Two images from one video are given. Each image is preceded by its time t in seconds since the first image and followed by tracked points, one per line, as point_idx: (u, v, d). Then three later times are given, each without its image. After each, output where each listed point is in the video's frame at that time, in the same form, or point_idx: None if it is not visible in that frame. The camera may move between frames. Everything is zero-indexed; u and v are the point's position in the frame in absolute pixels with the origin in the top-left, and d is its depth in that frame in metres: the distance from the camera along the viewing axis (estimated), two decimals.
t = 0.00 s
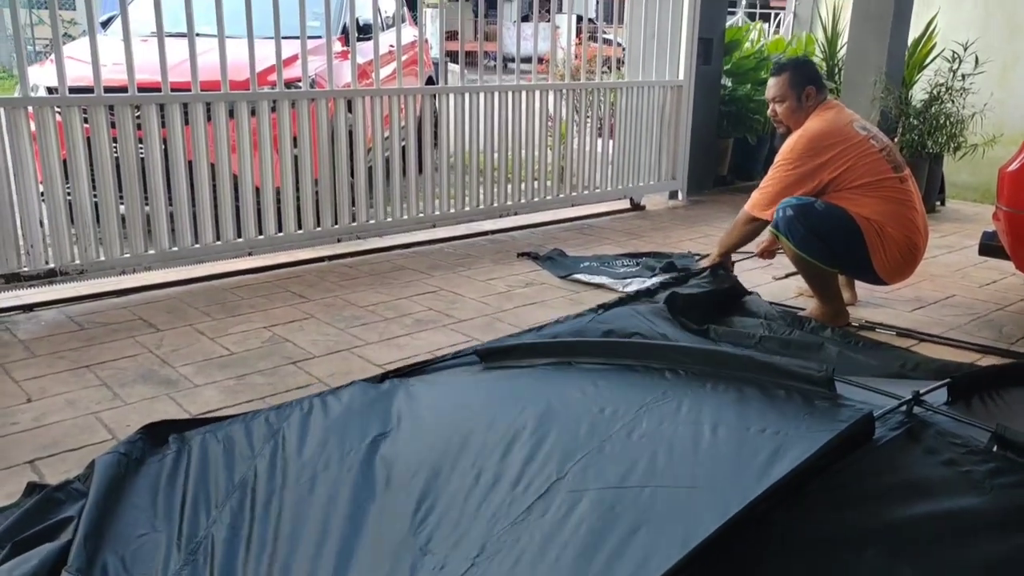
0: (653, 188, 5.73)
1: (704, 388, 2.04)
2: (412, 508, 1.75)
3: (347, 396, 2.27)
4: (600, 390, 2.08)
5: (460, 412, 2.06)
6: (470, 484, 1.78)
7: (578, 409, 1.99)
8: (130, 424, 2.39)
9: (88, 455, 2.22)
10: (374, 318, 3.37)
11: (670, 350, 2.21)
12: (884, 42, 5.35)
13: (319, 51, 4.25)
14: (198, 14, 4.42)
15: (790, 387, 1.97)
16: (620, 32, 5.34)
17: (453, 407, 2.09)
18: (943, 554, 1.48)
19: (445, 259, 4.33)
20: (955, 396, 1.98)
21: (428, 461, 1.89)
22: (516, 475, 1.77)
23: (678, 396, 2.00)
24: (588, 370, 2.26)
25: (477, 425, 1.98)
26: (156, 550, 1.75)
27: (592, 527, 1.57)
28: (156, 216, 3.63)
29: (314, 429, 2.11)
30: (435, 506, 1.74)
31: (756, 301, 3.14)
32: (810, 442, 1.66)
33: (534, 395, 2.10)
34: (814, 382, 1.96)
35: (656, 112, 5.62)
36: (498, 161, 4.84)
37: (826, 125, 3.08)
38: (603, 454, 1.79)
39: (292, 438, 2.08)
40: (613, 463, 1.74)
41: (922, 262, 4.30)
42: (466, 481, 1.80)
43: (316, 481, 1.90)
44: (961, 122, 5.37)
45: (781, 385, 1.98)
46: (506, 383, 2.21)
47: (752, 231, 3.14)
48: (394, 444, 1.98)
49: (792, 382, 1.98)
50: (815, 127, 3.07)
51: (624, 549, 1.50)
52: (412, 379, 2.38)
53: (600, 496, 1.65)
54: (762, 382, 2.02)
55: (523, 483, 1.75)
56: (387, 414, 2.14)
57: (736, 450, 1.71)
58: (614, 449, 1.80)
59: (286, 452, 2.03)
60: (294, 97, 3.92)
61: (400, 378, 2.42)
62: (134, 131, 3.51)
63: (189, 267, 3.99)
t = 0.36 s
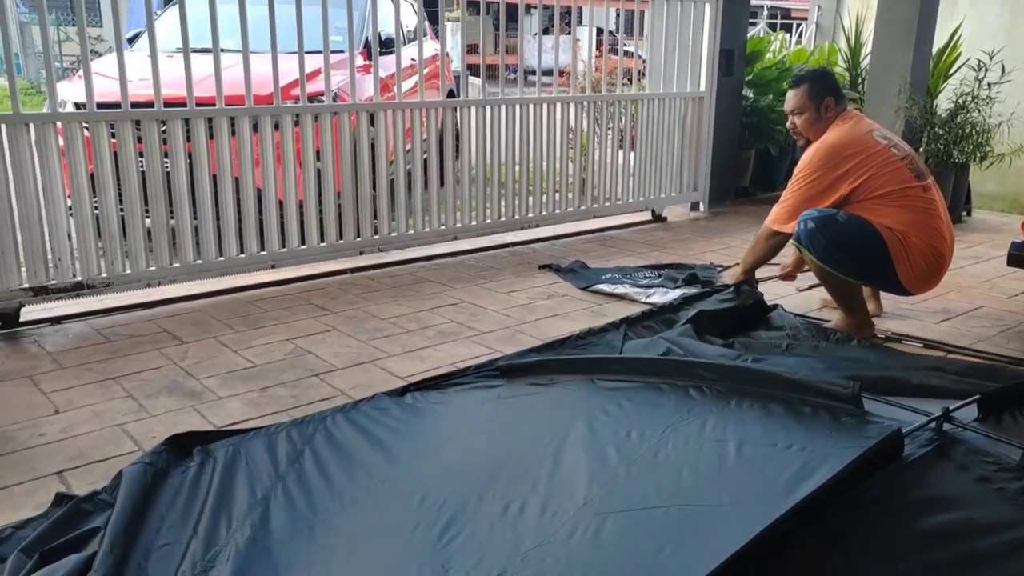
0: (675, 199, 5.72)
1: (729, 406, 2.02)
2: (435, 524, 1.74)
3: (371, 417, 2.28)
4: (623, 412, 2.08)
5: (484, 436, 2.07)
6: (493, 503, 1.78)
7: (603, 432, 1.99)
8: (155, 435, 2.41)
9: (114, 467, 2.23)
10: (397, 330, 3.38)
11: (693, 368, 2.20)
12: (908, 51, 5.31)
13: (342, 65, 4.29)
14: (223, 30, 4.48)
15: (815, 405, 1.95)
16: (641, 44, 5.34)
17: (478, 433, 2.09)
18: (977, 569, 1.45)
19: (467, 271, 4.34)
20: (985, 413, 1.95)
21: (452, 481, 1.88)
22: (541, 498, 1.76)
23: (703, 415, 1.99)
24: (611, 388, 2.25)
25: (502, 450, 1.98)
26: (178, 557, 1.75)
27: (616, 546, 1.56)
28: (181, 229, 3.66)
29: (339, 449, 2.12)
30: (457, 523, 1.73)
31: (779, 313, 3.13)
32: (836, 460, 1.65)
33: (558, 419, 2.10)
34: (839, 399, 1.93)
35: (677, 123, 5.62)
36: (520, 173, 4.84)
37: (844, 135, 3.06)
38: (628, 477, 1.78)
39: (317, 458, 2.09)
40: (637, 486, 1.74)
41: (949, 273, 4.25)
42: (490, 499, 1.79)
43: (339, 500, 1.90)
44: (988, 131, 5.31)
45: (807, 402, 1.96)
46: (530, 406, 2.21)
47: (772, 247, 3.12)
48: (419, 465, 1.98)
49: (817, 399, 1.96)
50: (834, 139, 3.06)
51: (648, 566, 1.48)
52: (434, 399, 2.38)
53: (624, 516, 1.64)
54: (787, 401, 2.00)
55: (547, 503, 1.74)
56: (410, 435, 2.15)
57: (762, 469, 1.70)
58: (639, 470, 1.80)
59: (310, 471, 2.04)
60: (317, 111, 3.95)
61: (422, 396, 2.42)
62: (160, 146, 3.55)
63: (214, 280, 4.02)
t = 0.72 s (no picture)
0: (681, 200, 5.71)
1: (737, 407, 2.02)
2: (445, 532, 1.74)
3: (379, 423, 2.27)
4: (631, 416, 2.07)
5: (492, 442, 2.06)
6: (502, 510, 1.77)
7: (611, 435, 1.99)
8: (165, 442, 2.41)
9: (124, 474, 2.24)
10: (404, 334, 3.38)
11: (700, 370, 2.20)
12: (912, 50, 5.30)
13: (346, 71, 4.29)
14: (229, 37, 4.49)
15: (824, 405, 1.94)
16: (645, 45, 5.34)
17: (486, 438, 2.09)
18: (991, 568, 1.43)
19: (474, 274, 4.34)
20: (993, 411, 1.94)
21: (461, 488, 1.88)
22: (549, 504, 1.75)
23: (710, 417, 1.99)
24: (618, 391, 2.25)
25: (510, 456, 1.98)
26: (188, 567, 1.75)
27: (627, 552, 1.55)
28: (188, 237, 3.67)
29: (347, 456, 2.11)
30: (466, 532, 1.73)
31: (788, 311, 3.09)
32: (845, 460, 1.64)
33: (566, 424, 2.10)
34: (847, 399, 1.93)
35: (682, 124, 5.61)
36: (525, 176, 4.84)
37: (846, 136, 3.05)
38: (636, 481, 1.77)
39: (325, 467, 2.08)
40: (647, 491, 1.73)
41: (957, 271, 4.23)
42: (499, 507, 1.79)
43: (348, 508, 1.89)
44: (993, 127, 5.24)
45: (815, 403, 1.96)
46: (537, 410, 2.21)
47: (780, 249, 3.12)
48: (426, 472, 1.98)
49: (825, 400, 1.95)
50: (834, 140, 3.05)
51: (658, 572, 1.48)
52: (440, 403, 2.37)
53: (634, 522, 1.63)
54: (794, 401, 1.99)
55: (556, 509, 1.74)
56: (417, 441, 2.14)
57: (771, 471, 1.69)
58: (648, 474, 1.79)
59: (319, 480, 2.03)
60: (323, 116, 3.96)
61: (428, 400, 2.41)
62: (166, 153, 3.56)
63: (222, 287, 4.03)
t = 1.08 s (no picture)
0: (655, 195, 5.74)
1: (716, 399, 2.03)
2: (423, 521, 1.74)
3: (357, 418, 2.26)
4: (611, 408, 2.08)
5: (469, 434, 2.06)
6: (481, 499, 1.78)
7: (590, 427, 1.99)
8: (140, 442, 2.38)
9: (99, 475, 2.20)
10: (380, 331, 3.37)
11: (679, 363, 2.21)
12: (882, 46, 5.36)
13: (319, 66, 4.26)
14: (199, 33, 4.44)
15: (802, 397, 1.96)
16: (618, 41, 5.35)
17: (465, 431, 2.09)
18: (968, 554, 1.46)
19: (450, 270, 4.33)
20: (967, 400, 1.98)
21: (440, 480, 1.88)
22: (529, 494, 1.76)
23: (690, 409, 2.00)
24: (598, 385, 2.25)
25: (489, 447, 1.98)
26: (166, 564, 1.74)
27: (608, 541, 1.56)
28: (160, 235, 3.63)
29: (323, 451, 2.10)
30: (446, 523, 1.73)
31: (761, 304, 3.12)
32: (825, 451, 1.66)
33: (545, 416, 2.10)
34: (825, 390, 1.95)
35: (655, 120, 5.64)
36: (500, 172, 4.84)
37: (816, 132, 3.08)
38: (616, 470, 1.78)
39: (303, 463, 2.07)
40: (626, 480, 1.74)
41: (926, 263, 4.29)
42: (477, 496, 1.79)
43: (327, 503, 1.89)
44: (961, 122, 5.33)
45: (793, 394, 1.98)
46: (516, 403, 2.21)
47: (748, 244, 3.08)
48: (405, 465, 1.97)
49: (803, 392, 1.98)
50: (805, 136, 3.07)
51: (640, 562, 1.48)
52: (419, 399, 2.37)
53: (614, 511, 1.64)
54: (773, 393, 2.01)
55: (534, 496, 1.74)
56: (396, 435, 2.14)
57: (751, 462, 1.71)
58: (626, 463, 1.80)
59: (296, 475, 2.02)
60: (296, 112, 3.93)
61: (407, 396, 2.40)
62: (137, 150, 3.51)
63: (194, 285, 3.98)
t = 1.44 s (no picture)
0: (663, 187, 5.72)
1: (729, 390, 2.03)
2: (438, 512, 1.74)
3: (371, 408, 2.27)
4: (624, 399, 2.08)
5: (483, 425, 2.07)
6: (495, 491, 1.78)
7: (604, 418, 2.00)
8: (152, 432, 2.39)
9: (112, 465, 2.22)
10: (389, 322, 3.37)
11: (692, 354, 2.21)
12: (892, 36, 5.33)
13: (327, 57, 4.25)
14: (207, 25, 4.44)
15: (816, 387, 1.96)
16: (626, 32, 5.34)
17: (477, 422, 2.09)
18: (985, 544, 1.45)
19: (458, 262, 4.34)
20: (983, 392, 1.97)
21: (453, 470, 1.88)
22: (543, 484, 1.76)
23: (704, 400, 2.00)
24: (611, 375, 2.26)
25: (502, 439, 1.99)
26: (181, 552, 1.75)
27: (623, 530, 1.56)
28: (169, 226, 3.63)
29: (337, 441, 2.11)
30: (460, 512, 1.73)
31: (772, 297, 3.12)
32: (841, 441, 1.66)
33: (558, 407, 2.10)
34: (840, 381, 1.94)
35: (664, 111, 5.62)
36: (508, 163, 4.83)
37: (820, 125, 3.06)
38: (630, 461, 1.78)
39: (316, 452, 2.07)
40: (641, 470, 1.74)
41: (936, 255, 4.27)
42: (492, 488, 1.79)
43: (340, 492, 1.89)
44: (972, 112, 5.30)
45: (807, 385, 1.97)
46: (528, 394, 2.22)
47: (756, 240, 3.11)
48: (418, 455, 1.98)
49: (817, 382, 1.97)
50: (809, 129, 3.06)
51: (655, 551, 1.49)
52: (432, 389, 2.37)
53: (629, 501, 1.64)
54: (787, 383, 2.01)
55: (549, 487, 1.75)
56: (408, 426, 2.14)
57: (767, 452, 1.71)
58: (641, 454, 1.80)
59: (309, 465, 2.03)
60: (304, 104, 3.93)
61: (420, 386, 2.41)
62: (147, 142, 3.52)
63: (203, 277, 3.99)
